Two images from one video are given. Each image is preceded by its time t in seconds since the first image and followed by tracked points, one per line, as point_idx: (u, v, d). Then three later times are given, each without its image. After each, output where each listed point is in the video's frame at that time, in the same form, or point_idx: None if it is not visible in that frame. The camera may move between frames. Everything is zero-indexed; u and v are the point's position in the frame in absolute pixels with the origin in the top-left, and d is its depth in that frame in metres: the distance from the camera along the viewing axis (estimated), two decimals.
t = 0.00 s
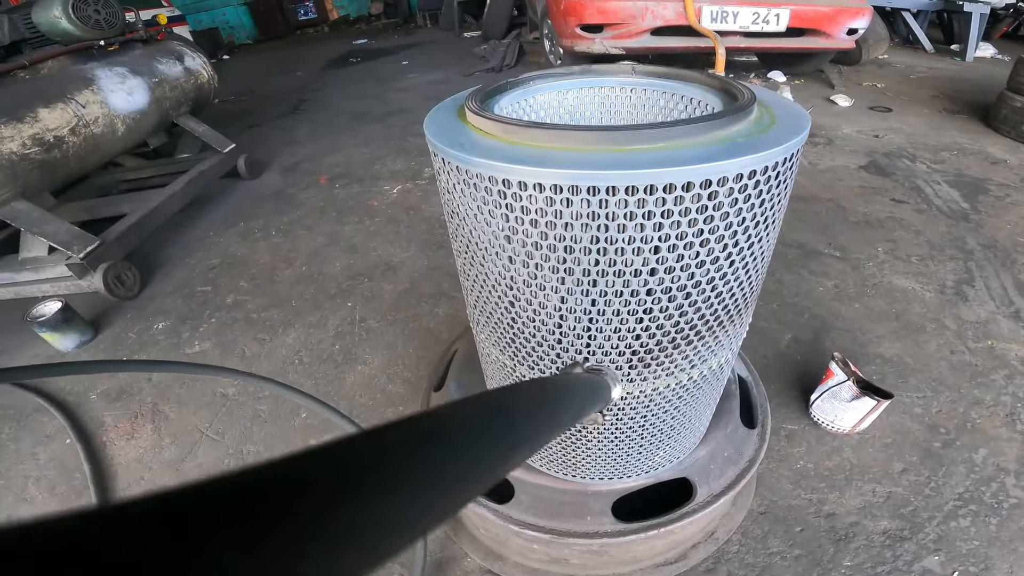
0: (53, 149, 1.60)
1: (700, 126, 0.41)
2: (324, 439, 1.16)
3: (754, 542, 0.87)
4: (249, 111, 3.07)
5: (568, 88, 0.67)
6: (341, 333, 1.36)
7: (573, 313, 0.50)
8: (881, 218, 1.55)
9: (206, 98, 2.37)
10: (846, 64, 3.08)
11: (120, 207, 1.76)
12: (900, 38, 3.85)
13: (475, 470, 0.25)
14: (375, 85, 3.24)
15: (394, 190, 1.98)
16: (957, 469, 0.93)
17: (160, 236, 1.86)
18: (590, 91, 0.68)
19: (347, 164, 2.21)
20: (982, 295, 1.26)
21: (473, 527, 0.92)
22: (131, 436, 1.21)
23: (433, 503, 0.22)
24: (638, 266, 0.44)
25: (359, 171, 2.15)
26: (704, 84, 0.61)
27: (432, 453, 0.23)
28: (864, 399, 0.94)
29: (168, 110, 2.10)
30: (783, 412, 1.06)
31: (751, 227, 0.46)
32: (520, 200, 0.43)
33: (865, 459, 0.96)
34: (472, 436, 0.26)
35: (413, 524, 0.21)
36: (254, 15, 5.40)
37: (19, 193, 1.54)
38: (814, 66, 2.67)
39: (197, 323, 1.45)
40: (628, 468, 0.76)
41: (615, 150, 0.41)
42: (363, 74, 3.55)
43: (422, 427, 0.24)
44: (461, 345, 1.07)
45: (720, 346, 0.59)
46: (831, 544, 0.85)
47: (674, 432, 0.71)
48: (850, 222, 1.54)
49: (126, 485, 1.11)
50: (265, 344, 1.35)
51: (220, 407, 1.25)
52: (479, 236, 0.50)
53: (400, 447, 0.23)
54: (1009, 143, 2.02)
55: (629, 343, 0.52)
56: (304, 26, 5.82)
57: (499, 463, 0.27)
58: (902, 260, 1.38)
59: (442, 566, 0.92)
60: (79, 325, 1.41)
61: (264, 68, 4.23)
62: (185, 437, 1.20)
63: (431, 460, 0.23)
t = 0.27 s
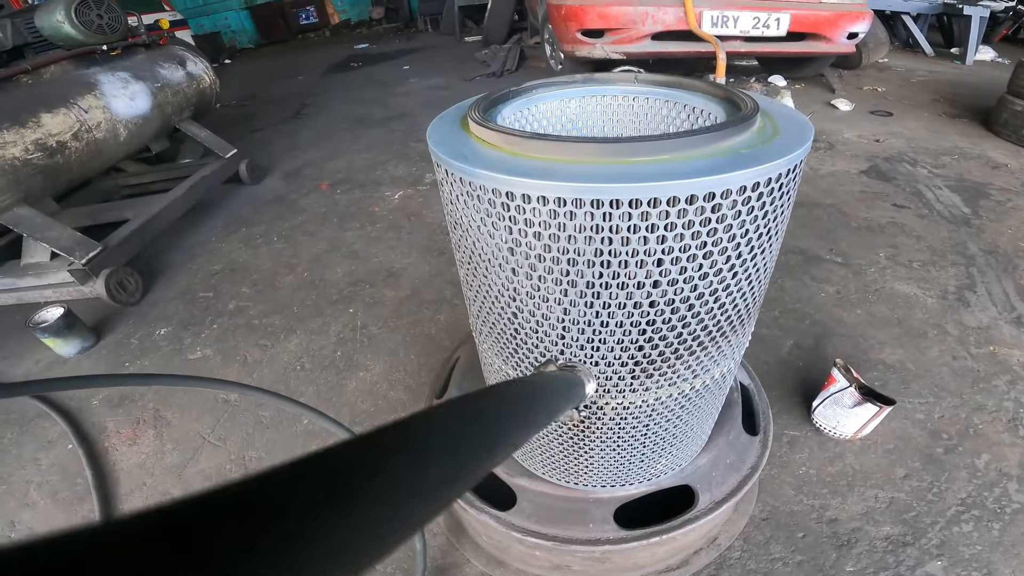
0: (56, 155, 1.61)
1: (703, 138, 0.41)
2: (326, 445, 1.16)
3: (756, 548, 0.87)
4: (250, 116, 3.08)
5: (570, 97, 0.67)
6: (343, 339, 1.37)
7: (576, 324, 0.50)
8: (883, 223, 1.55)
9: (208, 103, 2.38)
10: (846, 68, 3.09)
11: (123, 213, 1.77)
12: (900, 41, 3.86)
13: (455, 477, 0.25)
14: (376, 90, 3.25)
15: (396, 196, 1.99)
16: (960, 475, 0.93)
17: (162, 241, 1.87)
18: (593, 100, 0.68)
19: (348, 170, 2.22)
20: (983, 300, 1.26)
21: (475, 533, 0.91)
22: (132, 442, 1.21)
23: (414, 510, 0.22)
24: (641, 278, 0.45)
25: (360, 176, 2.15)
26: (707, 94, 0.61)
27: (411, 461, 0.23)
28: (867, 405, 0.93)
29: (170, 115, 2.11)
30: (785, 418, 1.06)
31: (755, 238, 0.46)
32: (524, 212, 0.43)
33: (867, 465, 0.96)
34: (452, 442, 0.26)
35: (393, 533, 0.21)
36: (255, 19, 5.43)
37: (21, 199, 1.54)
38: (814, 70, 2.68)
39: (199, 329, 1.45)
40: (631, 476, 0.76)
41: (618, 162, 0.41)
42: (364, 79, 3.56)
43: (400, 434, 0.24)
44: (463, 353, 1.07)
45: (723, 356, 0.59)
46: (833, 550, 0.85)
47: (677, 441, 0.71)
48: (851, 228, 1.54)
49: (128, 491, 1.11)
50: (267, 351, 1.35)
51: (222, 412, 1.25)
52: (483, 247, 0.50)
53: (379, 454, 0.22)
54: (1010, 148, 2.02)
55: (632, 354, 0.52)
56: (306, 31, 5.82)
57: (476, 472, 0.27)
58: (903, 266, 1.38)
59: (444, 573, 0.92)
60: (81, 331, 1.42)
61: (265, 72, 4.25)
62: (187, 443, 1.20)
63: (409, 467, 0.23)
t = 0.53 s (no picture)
0: (59, 159, 1.61)
1: (708, 150, 0.42)
2: (328, 450, 1.16)
3: (759, 552, 0.87)
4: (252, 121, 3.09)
5: (574, 105, 0.67)
6: (345, 345, 1.37)
7: (581, 334, 0.51)
8: (884, 228, 1.55)
9: (211, 107, 2.39)
10: (846, 72, 3.09)
11: (125, 217, 1.77)
12: (900, 45, 3.87)
13: (474, 503, 0.26)
14: (377, 95, 3.26)
15: (397, 201, 1.99)
16: (962, 479, 0.93)
17: (164, 246, 1.88)
18: (596, 108, 0.69)
19: (350, 175, 2.22)
20: (985, 305, 1.27)
21: (478, 538, 0.91)
22: (135, 446, 1.22)
23: (440, 541, 0.23)
24: (646, 289, 0.45)
25: (362, 181, 2.16)
26: (711, 102, 0.62)
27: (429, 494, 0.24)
28: (868, 411, 0.93)
29: (173, 120, 2.11)
30: (787, 423, 1.06)
31: (758, 249, 0.46)
32: (530, 223, 0.44)
33: (869, 469, 0.96)
34: (468, 470, 0.27)
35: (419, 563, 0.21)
36: (257, 23, 5.49)
37: (24, 204, 1.55)
38: (814, 75, 2.69)
39: (201, 334, 1.46)
40: (634, 482, 0.76)
41: (624, 174, 0.41)
42: (365, 84, 3.57)
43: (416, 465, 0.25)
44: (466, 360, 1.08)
45: (727, 365, 0.59)
46: (836, 554, 0.85)
47: (680, 447, 0.71)
48: (852, 233, 1.54)
49: (130, 496, 1.11)
50: (269, 356, 1.36)
51: (225, 417, 1.26)
52: (488, 257, 0.50)
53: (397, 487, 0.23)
54: (1010, 152, 2.03)
55: (636, 363, 0.53)
56: (307, 35, 5.88)
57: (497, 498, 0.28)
58: (905, 271, 1.39)
59: None
60: (83, 337, 1.42)
61: (267, 76, 4.26)
62: (190, 448, 1.20)
63: (427, 499, 0.23)
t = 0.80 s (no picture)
0: (62, 163, 1.62)
1: (708, 153, 0.42)
2: (330, 452, 1.16)
3: (760, 554, 0.87)
4: (254, 124, 3.10)
5: (575, 109, 0.68)
6: (347, 348, 1.37)
7: (583, 335, 0.51)
8: (884, 231, 1.55)
9: (213, 111, 2.40)
10: (847, 75, 3.10)
11: (128, 221, 1.78)
12: (900, 48, 3.88)
13: (474, 508, 0.27)
14: (379, 98, 3.28)
15: (399, 204, 2.00)
16: (963, 481, 0.94)
17: (167, 249, 1.88)
18: (597, 112, 0.69)
19: (352, 178, 2.23)
20: (985, 307, 1.27)
21: (479, 540, 0.91)
22: (138, 449, 1.22)
23: (444, 542, 0.23)
24: (646, 291, 0.46)
25: (364, 185, 2.17)
26: (712, 106, 0.62)
27: (435, 497, 0.25)
28: (869, 412, 0.94)
29: (175, 123, 2.12)
30: (788, 425, 1.06)
31: (758, 251, 0.47)
32: (532, 226, 0.44)
33: (871, 471, 0.97)
34: (468, 477, 0.28)
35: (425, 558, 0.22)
36: (258, 25, 5.54)
37: (27, 207, 1.56)
38: (814, 78, 2.70)
39: (204, 337, 1.46)
40: (636, 483, 0.77)
41: (625, 177, 0.42)
42: (366, 87, 3.58)
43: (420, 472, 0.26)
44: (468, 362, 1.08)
45: (727, 366, 0.60)
46: (837, 555, 0.85)
47: (681, 448, 0.72)
48: (853, 236, 1.54)
49: (133, 498, 1.12)
50: (272, 359, 1.36)
51: (227, 420, 1.26)
52: (490, 259, 0.51)
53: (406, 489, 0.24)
54: (1010, 154, 2.03)
55: (637, 364, 0.53)
56: (309, 38, 5.88)
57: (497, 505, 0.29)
58: (905, 274, 1.39)
59: None
60: (87, 339, 1.43)
61: (268, 80, 4.28)
62: (192, 450, 1.20)
63: (429, 504, 0.24)
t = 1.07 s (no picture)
0: (64, 164, 1.62)
1: (713, 144, 0.42)
2: (332, 453, 1.15)
3: (765, 554, 0.86)
4: (255, 127, 3.11)
5: (577, 106, 0.68)
6: (348, 349, 1.37)
7: (587, 328, 0.51)
8: (885, 231, 1.55)
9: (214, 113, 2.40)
10: (846, 76, 3.11)
11: (130, 223, 1.78)
12: (898, 50, 3.89)
13: (475, 514, 0.27)
14: (379, 101, 3.28)
15: (400, 206, 2.00)
16: (968, 480, 0.93)
17: (168, 252, 1.88)
18: (599, 109, 0.69)
19: (353, 180, 2.23)
20: (988, 307, 1.27)
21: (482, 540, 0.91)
22: (139, 450, 1.22)
23: (445, 547, 0.24)
24: (651, 282, 0.46)
25: (365, 187, 2.17)
26: (714, 102, 0.62)
27: (436, 503, 0.25)
28: (873, 411, 0.93)
29: (177, 125, 2.12)
30: (791, 425, 1.06)
31: (763, 242, 0.47)
32: (536, 217, 0.44)
33: (876, 470, 0.96)
34: (468, 480, 0.28)
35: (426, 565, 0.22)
36: (259, 30, 5.59)
37: (29, 209, 1.56)
38: (814, 79, 2.70)
39: (205, 339, 1.46)
40: (640, 481, 0.76)
41: (629, 168, 0.41)
42: (367, 90, 3.59)
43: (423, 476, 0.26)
44: (470, 361, 1.09)
45: (731, 360, 0.60)
46: (843, 555, 0.85)
47: (685, 445, 0.72)
48: (854, 236, 1.54)
49: (134, 499, 1.11)
50: (273, 360, 1.36)
51: (228, 421, 1.26)
52: (494, 252, 0.51)
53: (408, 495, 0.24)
54: (1011, 154, 2.03)
55: (642, 358, 0.53)
56: (309, 42, 5.87)
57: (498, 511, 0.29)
58: (907, 273, 1.39)
59: None
60: (88, 341, 1.42)
61: (269, 83, 4.29)
62: (194, 451, 1.20)
63: (434, 509, 0.24)
